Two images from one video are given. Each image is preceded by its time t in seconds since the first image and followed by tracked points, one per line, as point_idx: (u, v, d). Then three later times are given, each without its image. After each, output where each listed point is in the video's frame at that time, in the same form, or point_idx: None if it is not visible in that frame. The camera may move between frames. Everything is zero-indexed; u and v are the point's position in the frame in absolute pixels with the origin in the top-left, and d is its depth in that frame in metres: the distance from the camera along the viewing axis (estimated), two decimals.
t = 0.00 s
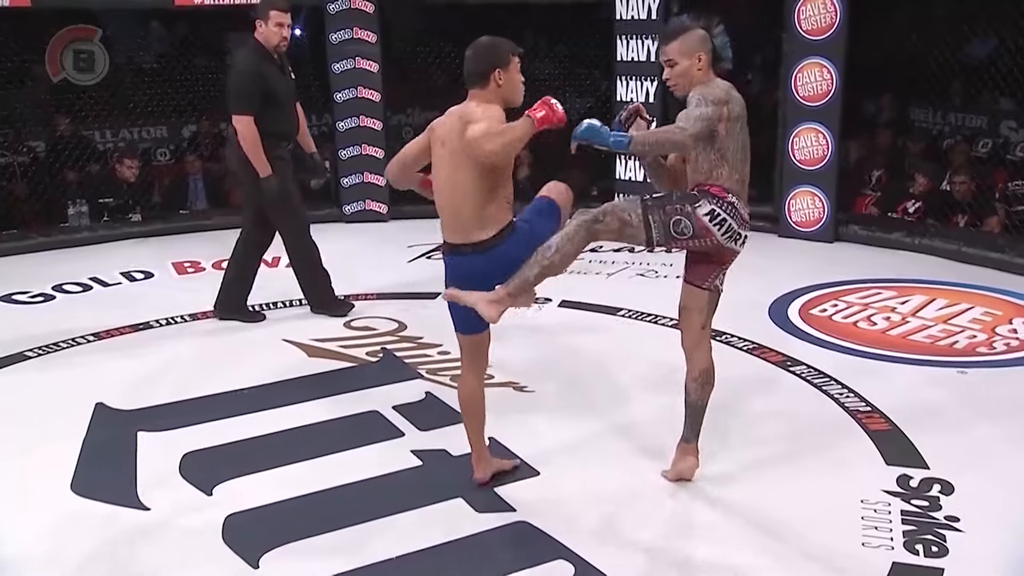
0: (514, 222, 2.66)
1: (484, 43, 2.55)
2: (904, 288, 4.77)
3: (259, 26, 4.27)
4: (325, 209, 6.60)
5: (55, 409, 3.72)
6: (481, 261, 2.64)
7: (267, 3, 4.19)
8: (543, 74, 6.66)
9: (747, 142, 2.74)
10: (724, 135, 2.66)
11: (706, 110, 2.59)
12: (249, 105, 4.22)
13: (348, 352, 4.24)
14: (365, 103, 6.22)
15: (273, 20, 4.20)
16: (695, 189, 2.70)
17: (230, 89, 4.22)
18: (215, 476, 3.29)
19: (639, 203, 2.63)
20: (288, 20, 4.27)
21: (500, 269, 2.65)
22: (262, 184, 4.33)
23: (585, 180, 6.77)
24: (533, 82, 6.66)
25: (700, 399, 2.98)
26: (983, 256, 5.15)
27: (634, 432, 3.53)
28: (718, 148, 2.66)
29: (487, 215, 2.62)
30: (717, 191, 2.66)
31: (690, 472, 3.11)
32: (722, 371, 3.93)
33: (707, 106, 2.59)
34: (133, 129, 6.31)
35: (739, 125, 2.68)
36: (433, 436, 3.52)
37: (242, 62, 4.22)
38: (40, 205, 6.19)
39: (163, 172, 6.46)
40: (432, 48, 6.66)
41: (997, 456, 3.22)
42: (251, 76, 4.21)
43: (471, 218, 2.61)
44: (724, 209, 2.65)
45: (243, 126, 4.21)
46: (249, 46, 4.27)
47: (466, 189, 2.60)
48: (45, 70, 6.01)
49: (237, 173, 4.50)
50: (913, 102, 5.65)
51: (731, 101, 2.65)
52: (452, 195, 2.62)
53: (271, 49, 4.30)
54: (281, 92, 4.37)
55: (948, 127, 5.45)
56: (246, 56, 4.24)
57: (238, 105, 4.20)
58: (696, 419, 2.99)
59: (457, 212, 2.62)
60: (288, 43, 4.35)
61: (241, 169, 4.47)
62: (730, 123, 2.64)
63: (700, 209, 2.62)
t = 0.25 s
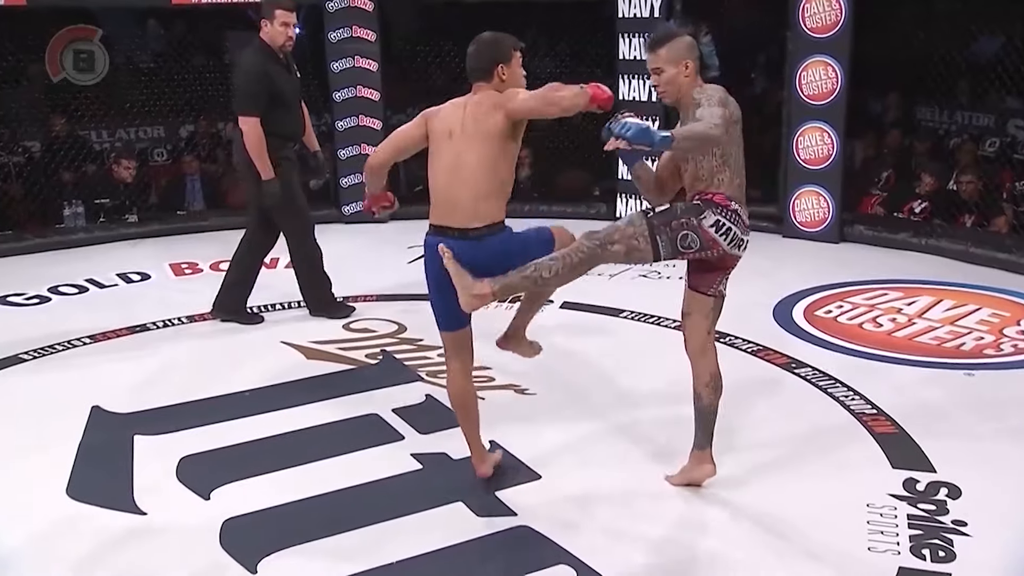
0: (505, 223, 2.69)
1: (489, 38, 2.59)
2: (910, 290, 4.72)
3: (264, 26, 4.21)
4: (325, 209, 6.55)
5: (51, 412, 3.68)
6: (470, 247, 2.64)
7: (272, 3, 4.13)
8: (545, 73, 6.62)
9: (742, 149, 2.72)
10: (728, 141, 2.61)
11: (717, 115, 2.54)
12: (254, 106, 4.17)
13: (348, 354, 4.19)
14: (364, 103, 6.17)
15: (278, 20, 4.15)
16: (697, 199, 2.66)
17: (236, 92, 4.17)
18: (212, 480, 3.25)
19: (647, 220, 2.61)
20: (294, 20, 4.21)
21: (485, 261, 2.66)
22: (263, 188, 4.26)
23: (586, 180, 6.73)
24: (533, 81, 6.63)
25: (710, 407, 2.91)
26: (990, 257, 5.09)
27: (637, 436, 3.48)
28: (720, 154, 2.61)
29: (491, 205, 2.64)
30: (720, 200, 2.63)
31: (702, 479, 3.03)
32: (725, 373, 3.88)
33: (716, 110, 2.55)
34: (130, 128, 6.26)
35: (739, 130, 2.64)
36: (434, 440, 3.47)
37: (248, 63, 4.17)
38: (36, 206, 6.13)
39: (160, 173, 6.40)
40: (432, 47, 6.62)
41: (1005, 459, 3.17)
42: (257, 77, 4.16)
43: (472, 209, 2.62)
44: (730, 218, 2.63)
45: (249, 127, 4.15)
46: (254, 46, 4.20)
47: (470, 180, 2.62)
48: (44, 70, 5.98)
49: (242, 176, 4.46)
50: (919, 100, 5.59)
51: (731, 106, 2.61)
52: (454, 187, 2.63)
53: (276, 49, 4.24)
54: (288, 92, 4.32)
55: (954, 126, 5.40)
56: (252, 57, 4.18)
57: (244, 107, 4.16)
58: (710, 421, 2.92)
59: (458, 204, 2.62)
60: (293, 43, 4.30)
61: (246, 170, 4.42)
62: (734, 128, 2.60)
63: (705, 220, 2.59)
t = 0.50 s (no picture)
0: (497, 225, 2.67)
1: (489, 37, 2.60)
2: (915, 291, 4.68)
3: (270, 25, 4.19)
4: (324, 209, 6.52)
5: (46, 414, 3.65)
6: (457, 244, 2.61)
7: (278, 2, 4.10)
8: (547, 72, 6.59)
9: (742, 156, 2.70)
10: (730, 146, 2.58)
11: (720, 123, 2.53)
12: (260, 107, 4.13)
13: (347, 356, 4.16)
14: (364, 102, 6.14)
15: (283, 19, 4.12)
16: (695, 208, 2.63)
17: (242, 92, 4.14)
18: (210, 483, 3.21)
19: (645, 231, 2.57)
20: (299, 19, 4.19)
21: (470, 261, 2.63)
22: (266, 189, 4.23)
23: (588, 180, 6.69)
24: (534, 80, 6.61)
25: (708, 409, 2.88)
26: (996, 258, 5.07)
27: (639, 438, 3.44)
28: (722, 160, 2.58)
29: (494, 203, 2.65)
30: (718, 207, 2.60)
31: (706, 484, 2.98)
32: (728, 374, 3.84)
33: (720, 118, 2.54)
34: (127, 128, 6.24)
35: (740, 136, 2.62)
36: (434, 443, 3.44)
37: (254, 62, 4.14)
38: (32, 206, 6.12)
39: (158, 172, 6.38)
40: (434, 46, 6.59)
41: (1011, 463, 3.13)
42: (263, 78, 4.13)
43: (476, 207, 2.61)
44: (728, 225, 2.60)
45: (255, 128, 4.11)
46: (260, 46, 4.18)
47: (476, 179, 2.61)
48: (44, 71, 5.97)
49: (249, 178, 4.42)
50: (924, 99, 5.52)
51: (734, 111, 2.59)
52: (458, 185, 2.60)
53: (282, 48, 4.22)
54: (294, 92, 4.29)
55: (960, 125, 5.35)
56: (258, 56, 4.16)
57: (251, 107, 4.11)
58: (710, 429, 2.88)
59: (461, 201, 2.59)
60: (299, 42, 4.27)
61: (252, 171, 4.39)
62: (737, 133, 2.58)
63: (704, 229, 2.57)
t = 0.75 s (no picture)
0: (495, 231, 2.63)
1: (483, 41, 2.58)
2: (920, 293, 4.65)
3: (275, 24, 4.15)
4: (324, 210, 6.49)
5: (43, 416, 3.62)
6: (452, 249, 2.57)
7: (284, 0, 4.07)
8: (549, 71, 6.56)
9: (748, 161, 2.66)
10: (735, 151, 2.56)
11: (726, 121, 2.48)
12: (266, 107, 4.11)
13: (347, 358, 4.13)
14: (365, 102, 6.10)
15: (288, 18, 4.08)
16: (696, 210, 2.61)
17: (248, 92, 4.10)
18: (208, 486, 3.18)
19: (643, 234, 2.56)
20: (305, 17, 4.15)
21: (468, 269, 2.59)
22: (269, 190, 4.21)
23: (590, 181, 6.66)
24: (535, 79, 6.59)
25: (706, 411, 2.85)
26: (1002, 260, 5.03)
27: (641, 440, 3.41)
28: (724, 166, 2.57)
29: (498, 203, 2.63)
30: (718, 210, 2.57)
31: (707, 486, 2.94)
32: (732, 376, 3.81)
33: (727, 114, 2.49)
34: (126, 127, 6.21)
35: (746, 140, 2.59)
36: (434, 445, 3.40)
37: (260, 62, 4.11)
38: (30, 206, 6.09)
39: (157, 172, 6.34)
40: (436, 46, 6.57)
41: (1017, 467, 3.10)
42: (269, 78, 4.10)
43: (478, 210, 2.58)
44: (727, 226, 2.56)
45: (262, 128, 4.11)
46: (265, 45, 4.14)
47: (477, 182, 2.57)
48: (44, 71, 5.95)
49: (253, 177, 4.40)
50: (930, 99, 5.51)
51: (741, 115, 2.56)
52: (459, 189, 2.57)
53: (287, 46, 4.17)
54: (299, 91, 4.26)
55: (966, 126, 5.33)
56: (264, 56, 4.12)
57: (257, 108, 4.10)
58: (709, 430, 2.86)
59: (462, 205, 2.56)
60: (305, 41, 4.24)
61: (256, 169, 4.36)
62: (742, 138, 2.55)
63: (703, 230, 2.54)
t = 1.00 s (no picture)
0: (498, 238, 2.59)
1: (478, 49, 2.58)
2: (925, 294, 4.62)
3: (281, 22, 4.12)
4: (325, 210, 6.46)
5: (41, 417, 3.60)
6: (447, 256, 2.54)
7: None
8: (551, 71, 6.53)
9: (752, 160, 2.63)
10: (733, 146, 2.53)
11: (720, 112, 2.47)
12: (271, 106, 4.07)
13: (348, 359, 4.10)
14: (366, 101, 6.08)
15: (294, 17, 4.05)
16: (697, 212, 2.59)
17: (254, 91, 4.06)
18: (207, 488, 3.16)
19: (644, 241, 2.53)
20: (310, 16, 4.12)
21: (471, 277, 2.55)
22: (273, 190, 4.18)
23: (592, 181, 6.63)
24: (537, 78, 6.56)
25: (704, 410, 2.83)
26: (1007, 261, 5.00)
27: (643, 442, 3.38)
28: (725, 162, 2.54)
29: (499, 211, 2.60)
30: (719, 210, 2.55)
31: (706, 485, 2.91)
32: (735, 378, 3.78)
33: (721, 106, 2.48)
34: (125, 127, 6.20)
35: (747, 136, 2.56)
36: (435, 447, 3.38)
37: (266, 61, 4.07)
38: (29, 206, 6.07)
39: (156, 172, 6.32)
40: (437, 45, 6.55)
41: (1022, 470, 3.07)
42: (274, 77, 4.06)
43: (479, 215, 2.55)
44: (729, 227, 2.54)
45: (267, 128, 4.07)
46: (271, 44, 4.11)
47: (477, 188, 2.54)
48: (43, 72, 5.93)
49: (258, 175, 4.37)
50: (934, 99, 5.48)
51: (740, 110, 2.54)
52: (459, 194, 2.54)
53: (293, 45, 4.14)
54: (305, 91, 4.23)
55: (971, 126, 5.30)
56: (270, 55, 4.09)
57: (263, 107, 4.05)
58: (707, 427, 2.83)
59: (463, 211, 2.53)
60: (311, 40, 4.20)
61: (261, 169, 4.33)
62: (741, 132, 2.52)
63: (705, 232, 2.52)
